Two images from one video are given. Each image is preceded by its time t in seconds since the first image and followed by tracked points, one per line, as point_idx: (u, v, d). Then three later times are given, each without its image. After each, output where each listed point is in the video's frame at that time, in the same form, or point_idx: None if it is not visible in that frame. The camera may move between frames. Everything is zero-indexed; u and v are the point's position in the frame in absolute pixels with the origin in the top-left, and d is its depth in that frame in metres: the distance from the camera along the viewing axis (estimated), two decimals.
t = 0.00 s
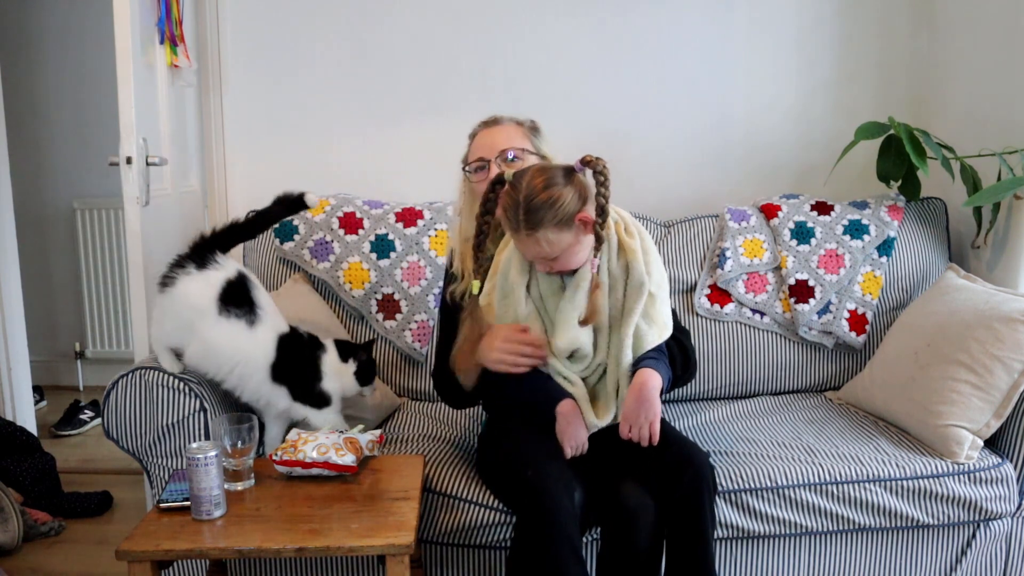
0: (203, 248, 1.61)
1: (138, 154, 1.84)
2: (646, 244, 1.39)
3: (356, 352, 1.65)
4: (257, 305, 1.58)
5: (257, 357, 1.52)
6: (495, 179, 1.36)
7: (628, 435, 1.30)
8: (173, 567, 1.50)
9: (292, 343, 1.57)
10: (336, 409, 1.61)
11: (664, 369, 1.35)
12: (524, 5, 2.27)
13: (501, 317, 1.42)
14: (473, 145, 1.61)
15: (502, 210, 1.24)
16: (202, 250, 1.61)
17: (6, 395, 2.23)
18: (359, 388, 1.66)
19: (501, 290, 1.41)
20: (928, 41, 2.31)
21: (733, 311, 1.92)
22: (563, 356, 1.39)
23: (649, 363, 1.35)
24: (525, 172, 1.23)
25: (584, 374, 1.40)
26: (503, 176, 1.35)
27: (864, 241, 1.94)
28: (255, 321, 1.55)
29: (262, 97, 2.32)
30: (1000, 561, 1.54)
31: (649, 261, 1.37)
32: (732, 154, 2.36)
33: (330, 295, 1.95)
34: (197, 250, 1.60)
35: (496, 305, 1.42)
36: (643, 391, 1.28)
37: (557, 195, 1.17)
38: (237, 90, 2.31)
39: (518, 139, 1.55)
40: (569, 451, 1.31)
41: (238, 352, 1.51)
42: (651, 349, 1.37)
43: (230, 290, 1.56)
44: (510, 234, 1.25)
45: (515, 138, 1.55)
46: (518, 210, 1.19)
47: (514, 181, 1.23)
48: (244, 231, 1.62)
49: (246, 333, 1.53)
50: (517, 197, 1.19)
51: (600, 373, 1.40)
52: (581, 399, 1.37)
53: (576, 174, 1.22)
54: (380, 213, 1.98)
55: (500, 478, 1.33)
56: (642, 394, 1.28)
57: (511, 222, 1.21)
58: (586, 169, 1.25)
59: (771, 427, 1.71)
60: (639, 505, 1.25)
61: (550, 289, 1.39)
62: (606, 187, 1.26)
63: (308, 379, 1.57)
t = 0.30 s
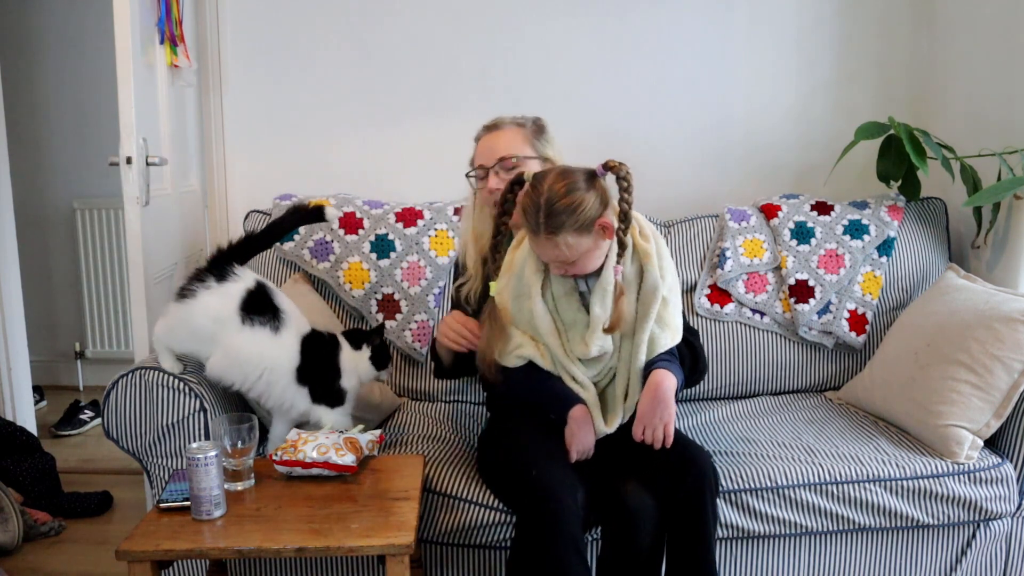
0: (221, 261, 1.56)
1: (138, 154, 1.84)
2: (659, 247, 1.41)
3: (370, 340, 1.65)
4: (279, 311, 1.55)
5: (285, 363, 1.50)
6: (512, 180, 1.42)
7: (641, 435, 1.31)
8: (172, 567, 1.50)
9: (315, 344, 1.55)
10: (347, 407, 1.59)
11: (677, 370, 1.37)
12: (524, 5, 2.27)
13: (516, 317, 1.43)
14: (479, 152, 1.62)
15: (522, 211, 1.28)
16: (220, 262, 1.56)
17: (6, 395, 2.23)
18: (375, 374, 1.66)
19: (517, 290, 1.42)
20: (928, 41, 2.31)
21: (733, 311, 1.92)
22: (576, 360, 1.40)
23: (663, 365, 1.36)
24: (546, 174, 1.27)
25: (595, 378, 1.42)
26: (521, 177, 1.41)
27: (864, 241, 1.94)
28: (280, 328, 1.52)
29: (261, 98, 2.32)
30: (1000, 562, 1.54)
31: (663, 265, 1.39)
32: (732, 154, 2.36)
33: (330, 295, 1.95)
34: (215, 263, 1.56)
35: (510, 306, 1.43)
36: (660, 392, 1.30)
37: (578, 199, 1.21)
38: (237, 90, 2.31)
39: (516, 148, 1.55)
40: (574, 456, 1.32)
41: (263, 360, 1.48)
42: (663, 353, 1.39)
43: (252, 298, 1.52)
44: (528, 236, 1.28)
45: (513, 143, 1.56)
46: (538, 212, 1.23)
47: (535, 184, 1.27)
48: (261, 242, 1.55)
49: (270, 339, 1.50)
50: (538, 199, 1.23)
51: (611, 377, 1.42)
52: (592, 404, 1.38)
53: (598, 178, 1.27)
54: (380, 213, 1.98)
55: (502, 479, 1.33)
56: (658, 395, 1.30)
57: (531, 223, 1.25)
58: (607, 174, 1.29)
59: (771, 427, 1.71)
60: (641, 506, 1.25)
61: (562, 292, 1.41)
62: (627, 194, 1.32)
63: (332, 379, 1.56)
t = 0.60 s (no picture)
0: (225, 282, 1.58)
1: (138, 154, 1.84)
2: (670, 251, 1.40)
3: (360, 322, 1.61)
4: (292, 304, 1.58)
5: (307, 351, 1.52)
6: (529, 180, 1.38)
7: (649, 444, 1.30)
8: (172, 567, 1.50)
9: (333, 333, 1.57)
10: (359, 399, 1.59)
11: (685, 381, 1.37)
12: (524, 5, 2.27)
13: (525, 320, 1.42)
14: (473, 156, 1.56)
15: (536, 214, 1.28)
16: (225, 283, 1.58)
17: (6, 395, 2.23)
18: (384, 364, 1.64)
19: (528, 291, 1.39)
20: (928, 41, 2.31)
21: (733, 311, 1.92)
22: (584, 364, 1.40)
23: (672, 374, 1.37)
24: (562, 178, 1.27)
25: (600, 382, 1.41)
26: (538, 178, 1.37)
27: (864, 241, 1.94)
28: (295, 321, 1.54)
29: (261, 98, 2.32)
30: (1000, 561, 1.54)
31: (675, 271, 1.38)
32: (732, 154, 2.36)
33: (330, 295, 1.95)
34: (221, 283, 1.58)
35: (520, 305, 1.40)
36: (671, 403, 1.29)
37: (594, 205, 1.22)
38: (237, 90, 2.31)
39: (494, 173, 1.49)
40: (576, 458, 1.34)
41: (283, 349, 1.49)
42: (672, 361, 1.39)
43: (263, 297, 1.55)
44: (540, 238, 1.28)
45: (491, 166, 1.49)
46: (553, 215, 1.23)
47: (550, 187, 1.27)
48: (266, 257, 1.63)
49: (290, 328, 1.52)
50: (553, 202, 1.23)
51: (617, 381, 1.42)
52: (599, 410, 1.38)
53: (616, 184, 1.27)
54: (380, 213, 1.98)
55: (502, 479, 1.33)
56: (669, 405, 1.29)
57: (544, 225, 1.25)
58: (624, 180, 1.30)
59: (771, 427, 1.71)
60: (642, 505, 1.24)
61: (572, 295, 1.39)
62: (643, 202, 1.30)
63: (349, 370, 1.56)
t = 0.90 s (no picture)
0: (238, 296, 1.59)
1: (138, 154, 1.84)
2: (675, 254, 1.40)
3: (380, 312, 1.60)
4: (302, 310, 1.55)
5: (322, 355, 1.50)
6: (535, 183, 1.35)
7: (661, 450, 1.29)
8: (172, 567, 1.50)
9: (348, 332, 1.54)
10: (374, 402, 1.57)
11: (695, 385, 1.36)
12: (524, 5, 2.27)
13: (529, 323, 1.42)
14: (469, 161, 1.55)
15: (542, 217, 1.28)
16: (239, 296, 1.59)
17: (6, 395, 2.23)
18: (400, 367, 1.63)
19: (534, 294, 1.39)
20: (928, 41, 2.31)
21: (733, 311, 1.92)
22: (589, 367, 1.40)
23: (682, 379, 1.36)
24: (568, 181, 1.26)
25: (604, 384, 1.42)
26: (544, 181, 1.35)
27: (864, 241, 1.94)
28: (306, 323, 1.53)
29: (261, 98, 2.32)
30: (1000, 561, 1.54)
31: (679, 274, 1.38)
32: (732, 154, 2.36)
33: (330, 295, 1.94)
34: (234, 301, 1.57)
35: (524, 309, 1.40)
36: (688, 411, 1.28)
37: (601, 209, 1.22)
38: (237, 90, 2.31)
39: (489, 180, 1.47)
40: (577, 461, 1.34)
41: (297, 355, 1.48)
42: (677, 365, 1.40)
43: (272, 307, 1.52)
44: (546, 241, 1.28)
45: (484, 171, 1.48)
46: (560, 220, 1.23)
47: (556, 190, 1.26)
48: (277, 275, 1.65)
49: (303, 334, 1.51)
50: (561, 206, 1.23)
51: (620, 384, 1.42)
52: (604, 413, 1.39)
53: (623, 188, 1.27)
54: (380, 213, 1.98)
55: (502, 479, 1.33)
56: (686, 413, 1.28)
57: (551, 229, 1.25)
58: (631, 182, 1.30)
59: (771, 427, 1.71)
60: (643, 505, 1.24)
61: (576, 298, 1.40)
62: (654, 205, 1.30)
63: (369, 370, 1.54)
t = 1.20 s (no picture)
0: (251, 309, 1.56)
1: (138, 154, 1.84)
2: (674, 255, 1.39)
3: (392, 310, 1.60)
4: (319, 326, 1.55)
5: (342, 368, 1.50)
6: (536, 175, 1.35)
7: (661, 457, 1.28)
8: (172, 567, 1.50)
9: (364, 339, 1.55)
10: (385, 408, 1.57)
11: (695, 391, 1.35)
12: (524, 5, 2.27)
13: (529, 322, 1.42)
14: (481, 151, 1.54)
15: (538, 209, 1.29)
16: (251, 310, 1.55)
17: (6, 395, 2.23)
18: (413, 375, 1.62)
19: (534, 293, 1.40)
20: (927, 41, 2.31)
21: (733, 311, 1.92)
22: (589, 369, 1.40)
23: (682, 384, 1.36)
24: (566, 175, 1.27)
25: (604, 386, 1.42)
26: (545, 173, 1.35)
27: (864, 241, 1.95)
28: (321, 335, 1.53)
29: (261, 98, 2.32)
30: (1000, 561, 1.54)
31: (678, 275, 1.38)
32: (732, 154, 2.36)
33: (330, 295, 1.94)
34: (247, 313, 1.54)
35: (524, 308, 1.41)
36: (688, 419, 1.27)
37: (595, 203, 1.21)
38: (237, 90, 2.31)
39: (533, 154, 1.51)
40: (577, 463, 1.34)
41: (318, 370, 1.49)
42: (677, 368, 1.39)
43: (291, 325, 1.52)
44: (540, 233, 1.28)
45: (514, 151, 1.50)
46: (554, 211, 1.23)
47: (553, 183, 1.27)
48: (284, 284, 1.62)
49: (320, 348, 1.51)
50: (555, 197, 1.24)
51: (620, 386, 1.42)
52: (603, 416, 1.39)
53: (621, 186, 1.26)
54: (380, 213, 1.98)
55: (502, 480, 1.33)
56: (686, 421, 1.27)
57: (545, 220, 1.25)
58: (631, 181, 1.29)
59: (772, 427, 1.71)
60: (643, 506, 1.24)
61: (575, 299, 1.39)
62: (652, 205, 1.29)
63: (384, 379, 1.54)
